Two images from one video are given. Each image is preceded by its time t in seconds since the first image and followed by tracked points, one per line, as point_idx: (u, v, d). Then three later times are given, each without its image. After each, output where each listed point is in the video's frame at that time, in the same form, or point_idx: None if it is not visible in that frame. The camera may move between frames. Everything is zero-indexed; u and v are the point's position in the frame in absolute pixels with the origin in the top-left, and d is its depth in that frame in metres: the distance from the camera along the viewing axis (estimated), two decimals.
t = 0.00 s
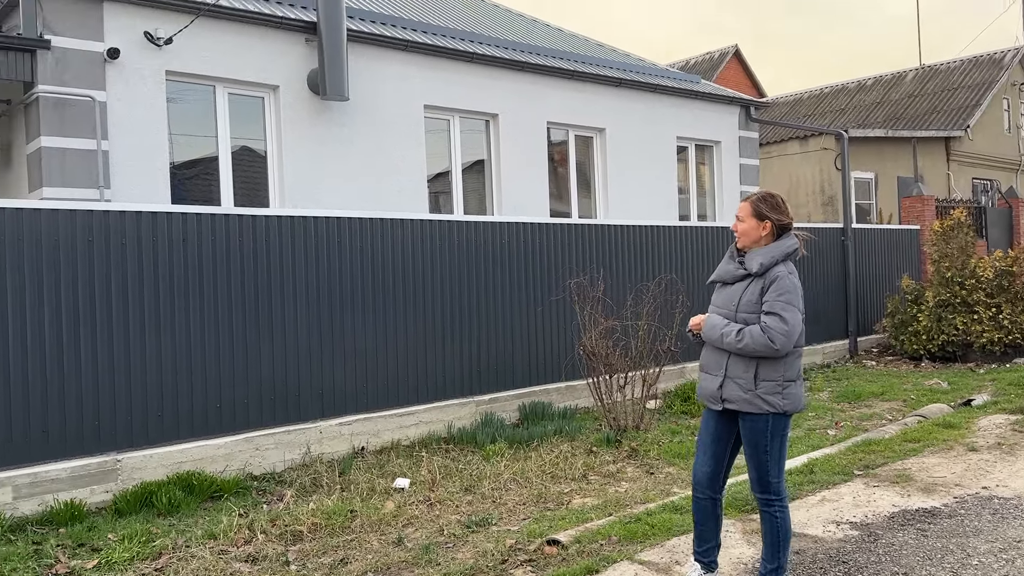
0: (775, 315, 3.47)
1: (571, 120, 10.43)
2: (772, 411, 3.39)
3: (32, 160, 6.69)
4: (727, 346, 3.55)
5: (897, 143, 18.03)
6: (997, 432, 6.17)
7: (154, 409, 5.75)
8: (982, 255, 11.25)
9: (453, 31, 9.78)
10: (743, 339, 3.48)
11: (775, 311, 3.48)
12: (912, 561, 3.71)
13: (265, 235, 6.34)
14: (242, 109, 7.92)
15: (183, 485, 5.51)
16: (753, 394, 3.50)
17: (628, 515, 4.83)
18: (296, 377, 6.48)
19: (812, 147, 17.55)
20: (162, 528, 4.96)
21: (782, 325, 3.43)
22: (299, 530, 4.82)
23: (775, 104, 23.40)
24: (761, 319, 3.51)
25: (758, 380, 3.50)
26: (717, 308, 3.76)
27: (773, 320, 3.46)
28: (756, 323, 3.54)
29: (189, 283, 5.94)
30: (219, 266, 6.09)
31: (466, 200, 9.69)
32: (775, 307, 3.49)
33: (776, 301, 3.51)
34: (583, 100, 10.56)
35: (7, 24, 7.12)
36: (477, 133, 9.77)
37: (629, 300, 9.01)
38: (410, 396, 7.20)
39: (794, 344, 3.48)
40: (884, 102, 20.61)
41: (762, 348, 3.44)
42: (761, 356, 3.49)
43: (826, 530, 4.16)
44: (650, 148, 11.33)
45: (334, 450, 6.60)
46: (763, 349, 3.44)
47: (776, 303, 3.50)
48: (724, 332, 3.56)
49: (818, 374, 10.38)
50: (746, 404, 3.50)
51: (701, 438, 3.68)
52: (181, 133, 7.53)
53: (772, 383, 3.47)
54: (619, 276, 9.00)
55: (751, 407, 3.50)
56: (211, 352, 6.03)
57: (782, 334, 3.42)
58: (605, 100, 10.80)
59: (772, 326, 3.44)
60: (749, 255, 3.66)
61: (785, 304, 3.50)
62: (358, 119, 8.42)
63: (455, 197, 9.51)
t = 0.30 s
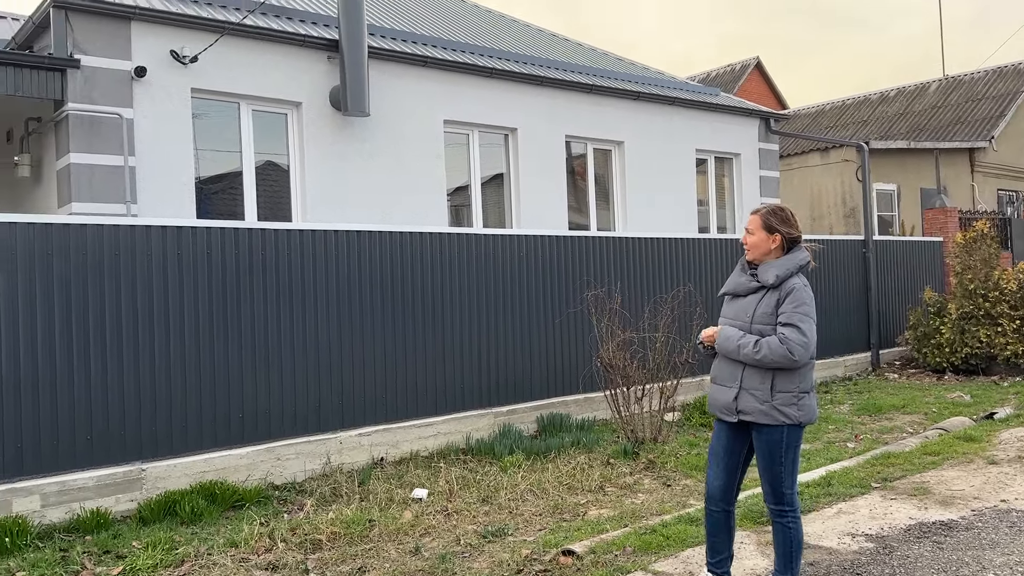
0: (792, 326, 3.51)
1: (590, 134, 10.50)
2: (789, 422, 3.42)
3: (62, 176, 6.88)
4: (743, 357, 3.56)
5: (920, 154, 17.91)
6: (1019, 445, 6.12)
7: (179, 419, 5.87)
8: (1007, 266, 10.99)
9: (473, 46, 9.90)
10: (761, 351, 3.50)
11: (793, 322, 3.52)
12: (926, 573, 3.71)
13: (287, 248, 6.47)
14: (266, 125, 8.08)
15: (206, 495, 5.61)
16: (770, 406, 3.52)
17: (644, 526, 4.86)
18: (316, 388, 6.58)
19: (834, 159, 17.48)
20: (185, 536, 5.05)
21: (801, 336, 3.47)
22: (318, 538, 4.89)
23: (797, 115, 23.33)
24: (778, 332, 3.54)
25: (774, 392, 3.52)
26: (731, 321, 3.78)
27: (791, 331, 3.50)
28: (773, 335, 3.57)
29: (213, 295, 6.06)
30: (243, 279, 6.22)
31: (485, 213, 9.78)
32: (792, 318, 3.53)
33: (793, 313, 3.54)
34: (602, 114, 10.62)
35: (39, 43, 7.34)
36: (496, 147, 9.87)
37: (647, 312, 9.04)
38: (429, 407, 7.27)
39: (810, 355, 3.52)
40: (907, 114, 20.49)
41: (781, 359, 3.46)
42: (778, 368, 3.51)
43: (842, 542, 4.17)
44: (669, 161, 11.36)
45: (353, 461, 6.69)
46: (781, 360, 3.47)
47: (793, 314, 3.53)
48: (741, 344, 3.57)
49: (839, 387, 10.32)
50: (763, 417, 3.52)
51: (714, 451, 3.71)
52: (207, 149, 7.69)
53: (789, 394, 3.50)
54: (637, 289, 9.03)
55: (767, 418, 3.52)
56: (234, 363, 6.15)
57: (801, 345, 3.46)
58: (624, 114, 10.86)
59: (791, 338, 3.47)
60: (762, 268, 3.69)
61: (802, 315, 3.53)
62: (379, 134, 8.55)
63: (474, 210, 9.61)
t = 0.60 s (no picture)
0: (805, 338, 3.53)
1: (607, 145, 10.55)
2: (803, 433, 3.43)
3: (88, 189, 7.03)
4: (756, 368, 3.59)
5: (941, 164, 17.80)
6: None
7: (200, 428, 5.95)
8: None
9: (490, 59, 9.99)
10: (775, 362, 3.52)
11: (806, 334, 3.54)
12: None
13: (308, 259, 6.56)
14: (287, 138, 8.20)
15: (227, 503, 5.68)
16: (784, 417, 3.54)
17: (660, 537, 4.87)
18: (335, 398, 6.65)
19: (853, 169, 17.40)
20: (206, 544, 5.12)
21: (814, 348, 3.49)
22: (337, 546, 4.94)
23: (816, 126, 23.24)
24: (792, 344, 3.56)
25: (787, 403, 3.54)
26: (743, 333, 3.81)
27: (804, 343, 3.52)
28: (786, 346, 3.59)
29: (234, 306, 6.16)
30: (263, 290, 6.31)
31: (503, 224, 9.85)
32: (806, 330, 3.55)
33: (806, 324, 3.57)
34: (619, 125, 10.67)
35: (67, 59, 7.50)
36: (514, 159, 9.95)
37: (665, 323, 9.04)
38: (447, 417, 7.32)
39: (824, 367, 3.54)
40: (927, 124, 20.39)
41: (794, 370, 3.48)
42: (791, 379, 3.53)
43: (859, 554, 4.18)
44: (687, 172, 11.38)
45: (372, 470, 6.75)
46: (795, 372, 3.49)
47: (806, 326, 3.56)
48: (754, 355, 3.59)
49: (859, 398, 10.27)
50: (777, 428, 3.54)
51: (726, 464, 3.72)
52: (229, 161, 7.82)
53: (802, 405, 3.52)
54: (654, 299, 9.05)
55: (781, 430, 3.54)
56: (254, 372, 6.23)
57: (814, 357, 3.48)
58: (641, 125, 10.90)
59: (805, 350, 3.49)
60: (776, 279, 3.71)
61: (815, 327, 3.55)
62: (398, 147, 8.65)
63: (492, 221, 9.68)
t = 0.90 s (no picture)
0: (825, 342, 3.56)
1: (623, 153, 10.59)
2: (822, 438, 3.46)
3: (112, 197, 7.16)
4: (776, 371, 3.59)
5: (958, 171, 17.73)
6: None
7: (222, 433, 6.04)
8: None
9: (507, 67, 10.07)
10: (794, 365, 3.54)
11: (826, 338, 3.57)
12: None
13: (328, 267, 6.64)
14: (307, 147, 8.31)
15: (248, 507, 5.76)
16: (802, 422, 3.56)
17: (678, 543, 4.90)
18: (354, 404, 6.72)
19: (870, 176, 17.35)
20: (229, 547, 5.19)
21: (835, 352, 3.52)
22: (357, 551, 5.00)
23: (832, 133, 23.17)
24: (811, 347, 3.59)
25: (806, 408, 3.56)
26: (760, 336, 3.82)
27: (825, 347, 3.55)
28: (805, 350, 3.61)
29: (256, 312, 6.26)
30: (285, 297, 6.41)
31: (520, 231, 9.90)
32: (826, 334, 3.58)
33: (826, 328, 3.60)
34: (635, 133, 10.72)
35: (91, 69, 7.64)
36: (530, 167, 10.01)
37: (681, 330, 9.06)
38: (464, 423, 7.37)
39: (842, 371, 3.57)
40: (945, 131, 20.32)
41: (814, 373, 3.51)
42: (810, 383, 3.56)
43: (877, 561, 4.21)
44: (703, 179, 11.40)
45: (390, 475, 6.81)
46: (815, 376, 3.51)
47: (826, 330, 3.59)
48: (773, 358, 3.61)
49: (877, 406, 10.23)
50: (795, 433, 3.56)
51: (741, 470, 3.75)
52: (250, 169, 7.93)
53: (820, 410, 3.54)
54: (671, 307, 9.07)
55: (799, 435, 3.56)
56: (276, 378, 6.32)
57: (835, 361, 3.51)
58: (658, 133, 10.94)
59: (825, 353, 3.52)
60: (795, 284, 3.73)
61: (835, 331, 3.59)
62: (417, 156, 8.74)
63: (507, 228, 9.76)
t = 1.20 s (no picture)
0: (854, 345, 3.69)
1: (638, 158, 10.66)
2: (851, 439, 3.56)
3: (134, 202, 7.28)
4: (812, 377, 3.63)
5: (972, 176, 17.70)
6: None
7: (244, 434, 6.15)
8: None
9: (522, 73, 10.16)
10: (832, 368, 3.61)
11: (854, 341, 3.70)
12: None
13: (346, 272, 6.75)
14: (326, 153, 8.41)
15: (270, 507, 5.85)
16: (832, 423, 3.64)
17: (694, 545, 4.96)
18: (372, 406, 6.81)
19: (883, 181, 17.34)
20: (252, 546, 5.28)
21: (864, 355, 3.67)
22: (377, 551, 5.08)
23: (845, 138, 23.16)
24: (840, 351, 3.69)
25: (836, 409, 3.65)
26: (780, 340, 3.84)
27: (854, 350, 3.68)
28: (834, 353, 3.70)
29: (277, 316, 6.36)
30: (305, 301, 6.51)
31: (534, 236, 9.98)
32: (853, 337, 3.72)
33: (853, 332, 3.73)
34: (650, 138, 10.78)
35: (114, 76, 7.77)
36: (544, 172, 10.09)
37: (695, 334, 9.11)
38: (480, 425, 7.45)
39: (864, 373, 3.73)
40: (958, 135, 20.29)
41: (849, 376, 3.61)
42: (840, 385, 3.65)
43: (892, 563, 4.27)
44: (717, 184, 11.45)
45: (408, 477, 6.89)
46: (849, 378, 3.61)
47: (853, 334, 3.72)
48: (809, 362, 3.64)
49: (891, 411, 10.25)
50: (827, 434, 3.63)
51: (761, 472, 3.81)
52: (269, 175, 8.04)
53: (849, 411, 3.65)
54: (685, 311, 9.13)
55: (829, 436, 3.63)
56: (296, 380, 6.42)
57: (866, 363, 3.65)
58: (672, 139, 11.00)
59: (856, 357, 3.66)
60: (817, 288, 3.81)
61: (861, 334, 3.73)
62: (433, 161, 8.83)
63: (522, 233, 9.84)
